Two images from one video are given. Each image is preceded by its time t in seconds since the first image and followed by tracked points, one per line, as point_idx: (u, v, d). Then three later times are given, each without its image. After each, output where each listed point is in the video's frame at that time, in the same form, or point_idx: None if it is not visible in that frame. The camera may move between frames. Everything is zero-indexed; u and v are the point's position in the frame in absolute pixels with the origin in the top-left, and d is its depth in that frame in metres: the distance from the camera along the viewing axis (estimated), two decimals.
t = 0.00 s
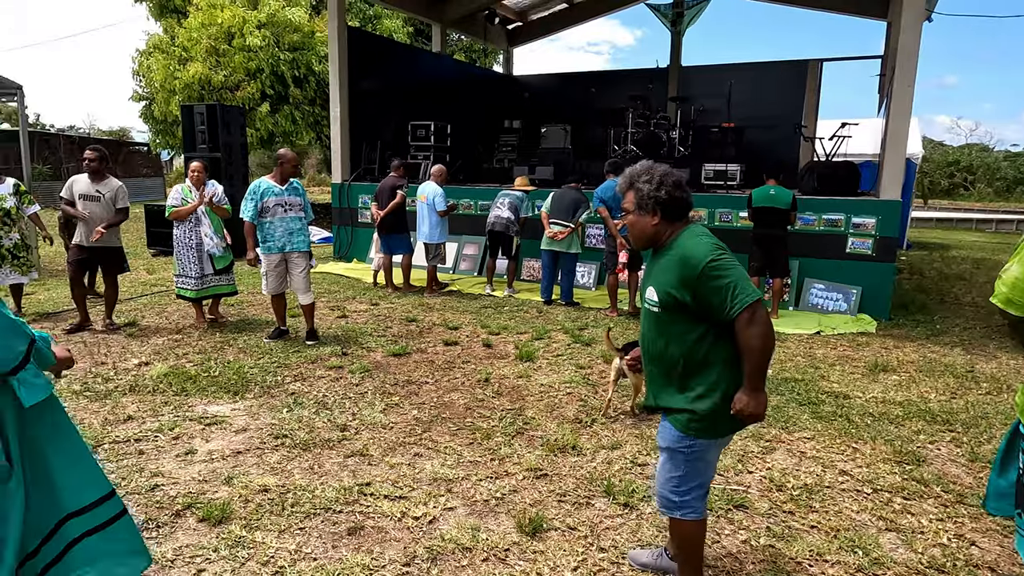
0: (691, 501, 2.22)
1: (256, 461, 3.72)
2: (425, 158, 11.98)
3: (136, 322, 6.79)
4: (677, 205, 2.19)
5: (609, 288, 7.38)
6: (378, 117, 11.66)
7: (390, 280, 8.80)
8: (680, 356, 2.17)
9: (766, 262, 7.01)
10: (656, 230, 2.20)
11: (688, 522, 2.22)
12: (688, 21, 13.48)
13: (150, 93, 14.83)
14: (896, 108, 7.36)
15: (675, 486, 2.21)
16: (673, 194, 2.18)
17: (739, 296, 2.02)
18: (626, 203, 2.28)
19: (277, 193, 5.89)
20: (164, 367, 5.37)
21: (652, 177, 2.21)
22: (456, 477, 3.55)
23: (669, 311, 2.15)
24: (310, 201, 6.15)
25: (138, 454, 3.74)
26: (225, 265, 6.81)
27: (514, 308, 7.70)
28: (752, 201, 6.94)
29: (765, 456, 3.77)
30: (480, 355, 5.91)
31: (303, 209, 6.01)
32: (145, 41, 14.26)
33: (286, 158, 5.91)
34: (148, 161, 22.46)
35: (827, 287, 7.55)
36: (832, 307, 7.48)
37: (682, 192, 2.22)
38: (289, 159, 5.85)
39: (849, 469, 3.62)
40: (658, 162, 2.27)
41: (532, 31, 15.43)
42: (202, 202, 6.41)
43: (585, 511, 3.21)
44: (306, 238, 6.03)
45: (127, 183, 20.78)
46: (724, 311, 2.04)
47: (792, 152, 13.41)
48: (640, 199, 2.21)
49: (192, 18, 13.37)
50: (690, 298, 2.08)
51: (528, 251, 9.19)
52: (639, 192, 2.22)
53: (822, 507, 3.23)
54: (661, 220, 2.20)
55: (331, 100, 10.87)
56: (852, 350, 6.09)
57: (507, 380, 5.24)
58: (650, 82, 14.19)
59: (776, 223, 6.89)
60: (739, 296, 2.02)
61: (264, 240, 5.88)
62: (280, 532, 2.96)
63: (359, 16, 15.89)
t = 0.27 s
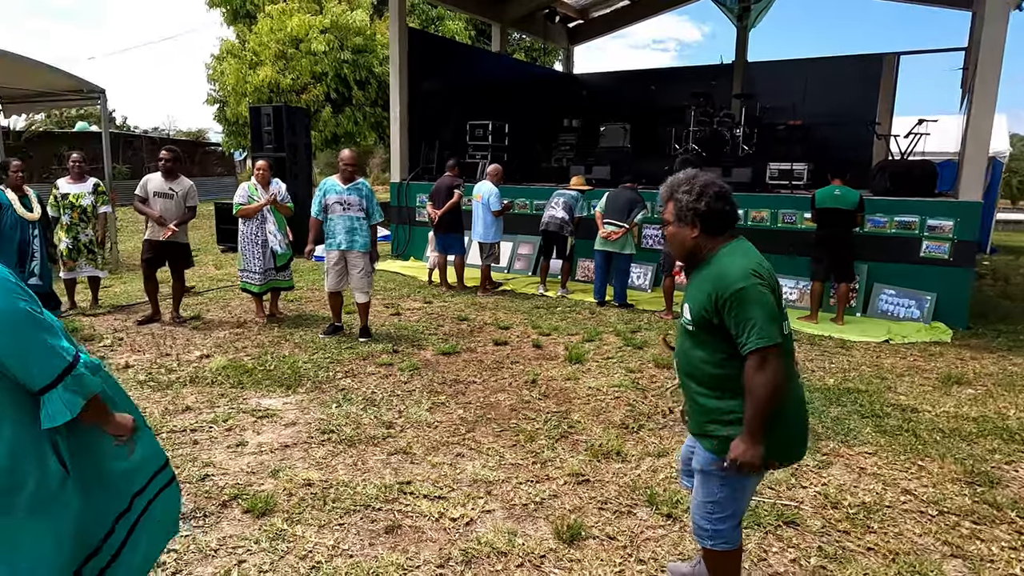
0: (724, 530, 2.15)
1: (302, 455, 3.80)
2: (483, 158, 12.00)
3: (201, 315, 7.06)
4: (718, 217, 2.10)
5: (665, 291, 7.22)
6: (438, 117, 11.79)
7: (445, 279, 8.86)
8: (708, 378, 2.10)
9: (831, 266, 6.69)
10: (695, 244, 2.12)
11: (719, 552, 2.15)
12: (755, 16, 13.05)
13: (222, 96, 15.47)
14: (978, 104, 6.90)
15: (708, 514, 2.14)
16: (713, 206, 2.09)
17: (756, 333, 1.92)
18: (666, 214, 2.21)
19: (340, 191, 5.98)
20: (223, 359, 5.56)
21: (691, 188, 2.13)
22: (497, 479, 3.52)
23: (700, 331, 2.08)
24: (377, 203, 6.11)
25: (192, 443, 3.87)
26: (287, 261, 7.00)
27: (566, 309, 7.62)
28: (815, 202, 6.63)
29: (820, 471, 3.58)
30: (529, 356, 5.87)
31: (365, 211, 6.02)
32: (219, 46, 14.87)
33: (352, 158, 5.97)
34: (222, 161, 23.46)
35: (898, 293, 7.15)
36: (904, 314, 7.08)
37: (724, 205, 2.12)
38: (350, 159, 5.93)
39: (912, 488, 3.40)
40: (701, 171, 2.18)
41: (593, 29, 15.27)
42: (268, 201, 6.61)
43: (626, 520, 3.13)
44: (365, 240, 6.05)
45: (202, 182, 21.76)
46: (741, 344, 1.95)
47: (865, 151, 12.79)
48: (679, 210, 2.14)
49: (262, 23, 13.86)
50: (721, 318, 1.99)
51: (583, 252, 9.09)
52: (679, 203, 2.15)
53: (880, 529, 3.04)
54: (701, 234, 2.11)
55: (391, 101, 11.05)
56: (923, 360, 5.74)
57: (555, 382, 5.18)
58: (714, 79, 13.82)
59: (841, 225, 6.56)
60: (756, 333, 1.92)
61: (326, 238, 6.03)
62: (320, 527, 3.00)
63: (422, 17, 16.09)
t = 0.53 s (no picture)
0: (795, 544, 1.99)
1: (350, 456, 3.79)
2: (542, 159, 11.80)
3: (263, 312, 7.24)
4: (767, 205, 1.98)
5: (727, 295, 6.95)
6: (498, 119, 11.78)
7: (501, 280, 8.79)
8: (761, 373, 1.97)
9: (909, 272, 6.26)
10: (744, 233, 2.01)
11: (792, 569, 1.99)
12: (829, 9, 12.48)
13: (291, 100, 15.94)
14: None
15: (775, 528, 2.00)
16: (763, 194, 1.97)
17: (811, 316, 1.79)
18: (715, 203, 2.11)
19: (396, 192, 6.00)
20: (280, 356, 5.65)
21: (739, 175, 2.02)
22: (543, 488, 3.41)
23: (748, 325, 1.97)
24: (434, 203, 6.03)
25: (245, 440, 3.93)
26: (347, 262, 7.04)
27: (624, 312, 7.43)
28: (891, 204, 6.22)
29: (894, 493, 3.31)
30: (583, 361, 5.73)
31: (420, 212, 5.97)
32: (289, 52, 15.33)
33: (408, 157, 5.92)
34: (292, 164, 24.23)
35: (984, 302, 6.64)
36: (991, 325, 6.56)
37: (776, 192, 1.99)
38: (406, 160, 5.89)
39: (998, 517, 3.09)
40: (752, 157, 2.06)
41: (657, 27, 14.96)
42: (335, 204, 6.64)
43: (678, 538, 2.96)
44: (422, 240, 6.01)
45: (273, 184, 22.52)
46: (791, 331, 1.83)
47: (949, 149, 12.02)
48: (726, 198, 2.03)
49: (329, 29, 14.21)
50: (767, 309, 1.88)
51: (642, 254, 8.88)
52: (726, 191, 2.04)
53: (961, 560, 2.77)
54: (749, 222, 2.00)
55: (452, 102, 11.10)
56: (1012, 375, 5.29)
57: (609, 388, 5.02)
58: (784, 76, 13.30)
59: (921, 228, 6.13)
60: (812, 316, 1.79)
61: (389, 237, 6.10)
62: (362, 530, 2.97)
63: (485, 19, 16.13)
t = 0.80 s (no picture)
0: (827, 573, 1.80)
1: (403, 462, 3.72)
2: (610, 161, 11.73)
3: (329, 313, 7.33)
4: (849, 222, 1.76)
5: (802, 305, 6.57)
6: (566, 121, 11.62)
7: (565, 285, 8.62)
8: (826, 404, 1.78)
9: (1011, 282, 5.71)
10: (823, 251, 1.80)
11: None
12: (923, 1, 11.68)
13: (363, 104, 16.27)
14: None
15: (809, 550, 1.81)
16: (842, 209, 1.76)
17: (889, 356, 1.58)
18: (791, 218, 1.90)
19: (455, 194, 5.97)
20: (342, 358, 5.68)
21: (818, 187, 1.81)
22: (601, 506, 3.23)
23: (822, 352, 1.76)
24: (490, 203, 5.91)
25: (301, 441, 3.92)
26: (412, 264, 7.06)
27: (693, 320, 7.13)
28: (992, 207, 5.69)
29: (997, 533, 2.94)
30: (648, 370, 5.50)
31: (477, 213, 5.92)
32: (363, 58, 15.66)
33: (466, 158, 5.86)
34: (365, 167, 24.81)
35: None
36: None
37: (861, 208, 1.77)
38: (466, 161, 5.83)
39: None
40: (833, 167, 1.84)
41: (734, 24, 14.42)
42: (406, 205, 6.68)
43: (746, 569, 2.73)
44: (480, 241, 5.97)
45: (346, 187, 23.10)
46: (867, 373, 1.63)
47: None
48: (802, 214, 1.83)
49: (400, 35, 14.42)
50: (844, 340, 1.67)
51: (712, 260, 8.54)
52: (802, 206, 1.83)
53: None
54: (829, 239, 1.79)
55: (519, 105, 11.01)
56: None
57: (675, 401, 4.77)
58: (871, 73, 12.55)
59: None
60: (890, 356, 1.58)
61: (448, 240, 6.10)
62: (410, 542, 2.88)
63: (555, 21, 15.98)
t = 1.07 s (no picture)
0: None
1: (458, 468, 3.67)
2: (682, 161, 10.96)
3: (394, 313, 7.41)
4: (928, 212, 1.57)
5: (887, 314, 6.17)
6: (637, 121, 11.37)
7: (631, 288, 8.42)
8: (904, 418, 1.56)
9: None
10: (895, 245, 1.61)
11: None
12: None
13: (434, 107, 16.46)
14: None
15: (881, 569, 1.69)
16: (921, 197, 1.57)
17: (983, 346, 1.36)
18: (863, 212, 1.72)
19: (513, 195, 5.90)
20: (404, 359, 5.71)
21: (892, 175, 1.63)
22: (660, 524, 3.09)
23: (895, 355, 1.58)
24: (545, 207, 5.76)
25: (359, 442, 3.94)
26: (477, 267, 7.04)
27: (766, 329, 6.80)
28: None
29: None
30: (716, 381, 5.26)
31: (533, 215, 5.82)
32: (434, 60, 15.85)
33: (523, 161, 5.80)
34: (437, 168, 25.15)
35: None
36: None
37: (942, 198, 1.57)
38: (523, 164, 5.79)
39: None
40: (913, 155, 1.66)
41: (817, 17, 13.75)
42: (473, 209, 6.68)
43: None
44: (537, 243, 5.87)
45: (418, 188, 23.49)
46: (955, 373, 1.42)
47: None
48: (873, 204, 1.65)
49: (471, 37, 14.51)
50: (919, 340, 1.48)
51: (788, 265, 8.15)
52: (874, 196, 1.65)
53: None
54: (901, 232, 1.60)
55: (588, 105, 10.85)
56: None
57: (744, 414, 4.53)
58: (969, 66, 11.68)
59: None
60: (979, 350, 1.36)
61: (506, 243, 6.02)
62: (460, 552, 2.83)
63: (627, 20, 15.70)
